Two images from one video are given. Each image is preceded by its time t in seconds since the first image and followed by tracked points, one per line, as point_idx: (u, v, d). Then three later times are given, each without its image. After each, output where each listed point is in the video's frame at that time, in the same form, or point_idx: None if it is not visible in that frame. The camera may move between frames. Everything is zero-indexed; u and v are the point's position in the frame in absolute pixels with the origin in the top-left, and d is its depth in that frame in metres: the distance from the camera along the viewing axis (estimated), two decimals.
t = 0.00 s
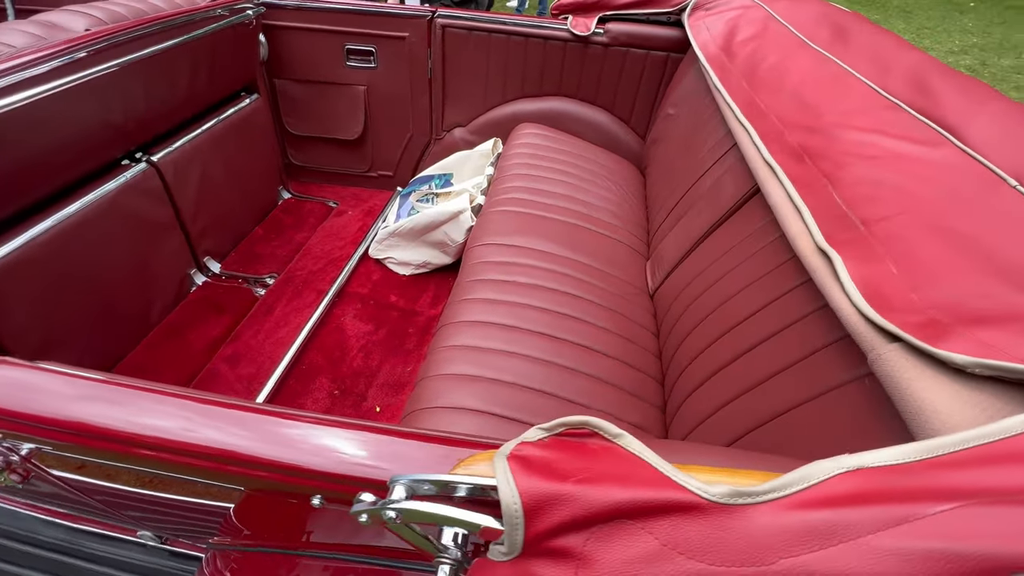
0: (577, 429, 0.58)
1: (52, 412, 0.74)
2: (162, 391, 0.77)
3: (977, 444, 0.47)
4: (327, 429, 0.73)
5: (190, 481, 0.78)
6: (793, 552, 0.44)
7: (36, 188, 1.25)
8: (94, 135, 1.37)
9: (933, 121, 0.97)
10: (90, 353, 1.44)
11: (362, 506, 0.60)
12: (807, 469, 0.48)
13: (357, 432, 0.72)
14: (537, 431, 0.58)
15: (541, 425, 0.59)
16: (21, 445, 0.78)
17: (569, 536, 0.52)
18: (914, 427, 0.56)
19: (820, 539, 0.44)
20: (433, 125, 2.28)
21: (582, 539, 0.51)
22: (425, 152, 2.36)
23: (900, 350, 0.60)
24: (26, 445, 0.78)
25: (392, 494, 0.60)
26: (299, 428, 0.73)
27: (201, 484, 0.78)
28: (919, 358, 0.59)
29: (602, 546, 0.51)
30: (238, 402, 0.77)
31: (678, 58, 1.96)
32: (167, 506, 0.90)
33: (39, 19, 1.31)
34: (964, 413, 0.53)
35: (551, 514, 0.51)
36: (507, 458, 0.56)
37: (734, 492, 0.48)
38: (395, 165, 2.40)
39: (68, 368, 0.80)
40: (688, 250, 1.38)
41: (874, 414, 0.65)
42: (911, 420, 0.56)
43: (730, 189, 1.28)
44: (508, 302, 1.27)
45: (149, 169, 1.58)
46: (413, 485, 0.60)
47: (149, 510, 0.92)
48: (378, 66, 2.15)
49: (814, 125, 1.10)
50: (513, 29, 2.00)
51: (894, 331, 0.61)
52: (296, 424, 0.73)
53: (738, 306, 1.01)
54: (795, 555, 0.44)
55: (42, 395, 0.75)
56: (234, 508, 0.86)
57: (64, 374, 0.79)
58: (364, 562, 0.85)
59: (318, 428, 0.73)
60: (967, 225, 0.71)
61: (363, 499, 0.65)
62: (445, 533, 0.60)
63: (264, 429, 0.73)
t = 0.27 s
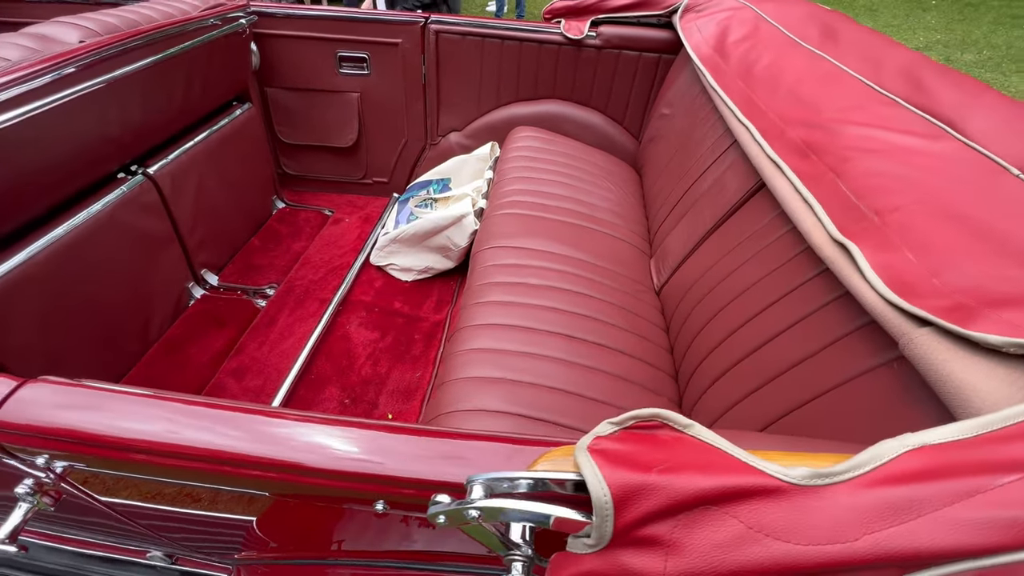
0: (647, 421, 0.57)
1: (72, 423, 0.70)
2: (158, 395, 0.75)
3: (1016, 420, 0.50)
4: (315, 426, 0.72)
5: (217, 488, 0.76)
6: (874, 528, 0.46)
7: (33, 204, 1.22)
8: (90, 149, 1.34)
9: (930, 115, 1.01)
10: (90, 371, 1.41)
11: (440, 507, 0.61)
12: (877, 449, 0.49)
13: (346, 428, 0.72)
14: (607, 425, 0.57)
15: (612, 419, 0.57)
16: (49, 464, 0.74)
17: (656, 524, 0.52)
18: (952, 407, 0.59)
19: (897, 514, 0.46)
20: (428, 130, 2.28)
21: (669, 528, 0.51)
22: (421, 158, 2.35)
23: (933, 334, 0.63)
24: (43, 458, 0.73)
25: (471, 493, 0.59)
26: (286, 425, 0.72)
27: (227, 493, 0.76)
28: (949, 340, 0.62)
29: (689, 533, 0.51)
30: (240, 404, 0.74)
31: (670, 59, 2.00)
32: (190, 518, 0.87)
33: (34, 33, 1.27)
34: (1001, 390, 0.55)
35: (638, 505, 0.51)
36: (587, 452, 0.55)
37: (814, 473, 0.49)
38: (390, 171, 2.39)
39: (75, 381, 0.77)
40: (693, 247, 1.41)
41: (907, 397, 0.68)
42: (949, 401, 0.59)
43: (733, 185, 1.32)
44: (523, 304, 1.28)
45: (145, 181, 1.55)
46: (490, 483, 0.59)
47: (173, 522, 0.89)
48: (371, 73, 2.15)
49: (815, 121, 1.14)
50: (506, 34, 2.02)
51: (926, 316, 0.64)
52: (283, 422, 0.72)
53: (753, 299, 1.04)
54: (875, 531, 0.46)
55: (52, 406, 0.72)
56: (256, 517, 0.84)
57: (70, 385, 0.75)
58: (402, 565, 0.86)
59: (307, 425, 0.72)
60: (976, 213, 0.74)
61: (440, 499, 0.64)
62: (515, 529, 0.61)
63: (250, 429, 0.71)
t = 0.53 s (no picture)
0: (701, 434, 0.61)
1: (86, 447, 0.68)
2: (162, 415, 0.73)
3: None
4: (304, 440, 0.71)
5: (228, 511, 0.73)
6: (944, 539, 0.45)
7: (33, 220, 1.19)
8: (89, 163, 1.31)
9: (935, 119, 1.03)
10: (90, 390, 1.37)
11: (497, 527, 0.61)
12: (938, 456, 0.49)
13: (335, 441, 0.71)
14: (660, 440, 0.61)
15: (664, 433, 0.61)
16: (64, 487, 0.71)
17: (723, 540, 0.53)
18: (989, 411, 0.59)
19: (966, 524, 0.45)
20: (427, 138, 2.28)
21: (736, 543, 0.53)
22: (419, 166, 2.34)
23: (965, 336, 0.64)
24: (68, 487, 0.71)
25: (527, 514, 0.61)
26: (273, 441, 0.70)
27: (244, 514, 0.73)
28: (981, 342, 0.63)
29: (756, 548, 0.52)
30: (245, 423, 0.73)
31: (667, 65, 2.02)
32: (201, 541, 0.84)
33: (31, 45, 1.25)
34: None
35: (704, 521, 0.53)
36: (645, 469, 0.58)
37: (879, 483, 0.50)
38: (389, 179, 2.37)
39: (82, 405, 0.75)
40: (701, 251, 1.41)
41: (936, 400, 0.69)
42: (985, 404, 0.59)
43: (739, 189, 1.33)
44: (534, 312, 1.27)
45: (144, 195, 1.52)
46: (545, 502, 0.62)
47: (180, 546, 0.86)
48: (369, 82, 2.14)
49: (821, 126, 1.16)
50: (505, 41, 2.02)
51: (956, 320, 0.65)
52: (270, 436, 0.71)
53: (768, 303, 1.04)
54: (946, 542, 0.45)
55: (63, 432, 0.70)
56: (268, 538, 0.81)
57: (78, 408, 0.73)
58: None
59: (296, 439, 0.71)
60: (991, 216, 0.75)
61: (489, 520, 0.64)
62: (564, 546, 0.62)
63: (237, 443, 0.70)
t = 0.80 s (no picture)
0: (744, 461, 0.59)
1: (98, 475, 0.67)
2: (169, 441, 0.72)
3: None
4: (298, 461, 0.70)
5: (241, 539, 0.71)
6: None
7: (41, 233, 1.18)
8: (98, 175, 1.30)
9: (951, 130, 1.03)
10: (96, 405, 1.35)
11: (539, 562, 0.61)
12: (999, 485, 0.49)
13: (329, 463, 0.70)
14: (704, 467, 0.59)
15: (708, 461, 0.60)
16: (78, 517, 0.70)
17: None
18: None
19: None
20: (433, 147, 2.27)
21: None
22: (425, 174, 2.34)
23: (1000, 355, 0.63)
24: (90, 517, 0.70)
25: (571, 547, 0.60)
26: (266, 463, 0.69)
27: (254, 540, 0.71)
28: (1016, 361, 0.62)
29: None
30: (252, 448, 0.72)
31: (674, 74, 2.02)
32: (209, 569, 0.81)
33: (42, 58, 1.25)
34: None
35: (761, 557, 0.51)
36: (693, 499, 0.57)
37: (939, 517, 0.48)
38: (394, 188, 2.37)
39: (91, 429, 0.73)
40: (712, 261, 1.41)
41: (969, 419, 0.68)
42: None
43: (751, 199, 1.32)
44: (548, 324, 1.26)
45: (152, 206, 1.51)
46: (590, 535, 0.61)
47: None
48: (375, 91, 2.14)
49: (835, 136, 1.15)
50: (511, 51, 2.02)
51: (992, 337, 0.64)
52: (265, 457, 0.70)
53: (786, 315, 1.04)
54: None
55: (72, 459, 0.68)
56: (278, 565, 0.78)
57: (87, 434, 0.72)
58: None
59: (290, 460, 0.69)
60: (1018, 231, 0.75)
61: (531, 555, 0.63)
62: None
63: (232, 464, 0.69)
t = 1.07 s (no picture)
0: (778, 485, 0.58)
1: (103, 488, 0.66)
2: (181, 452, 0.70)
3: None
4: (297, 472, 0.68)
5: (252, 555, 0.69)
6: None
7: (58, 239, 1.18)
8: (114, 181, 1.31)
9: (973, 142, 1.02)
10: (108, 411, 1.36)
11: None
12: None
13: (328, 475, 0.68)
14: (735, 490, 0.58)
15: (739, 484, 0.58)
16: (97, 532, 0.68)
17: None
18: None
19: None
20: (443, 154, 2.28)
21: None
22: (435, 181, 2.34)
23: None
24: (110, 531, 0.68)
25: (602, 570, 0.59)
26: (265, 474, 0.68)
27: (261, 555, 0.69)
28: None
29: None
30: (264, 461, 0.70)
31: (685, 82, 2.02)
32: None
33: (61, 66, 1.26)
34: None
35: None
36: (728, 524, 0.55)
37: (983, 548, 0.48)
38: (404, 194, 2.37)
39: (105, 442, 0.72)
40: (725, 271, 1.40)
41: (1002, 440, 0.68)
42: None
43: (766, 210, 1.31)
44: (561, 334, 1.25)
45: (166, 212, 1.52)
46: (621, 559, 0.59)
47: None
48: (386, 98, 2.15)
49: (852, 147, 1.14)
50: (523, 59, 2.03)
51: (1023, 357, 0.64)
52: (264, 468, 0.68)
53: (804, 328, 1.02)
54: None
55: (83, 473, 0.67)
56: None
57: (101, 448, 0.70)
58: None
59: (289, 471, 0.68)
60: None
61: None
62: None
63: (229, 475, 0.67)
